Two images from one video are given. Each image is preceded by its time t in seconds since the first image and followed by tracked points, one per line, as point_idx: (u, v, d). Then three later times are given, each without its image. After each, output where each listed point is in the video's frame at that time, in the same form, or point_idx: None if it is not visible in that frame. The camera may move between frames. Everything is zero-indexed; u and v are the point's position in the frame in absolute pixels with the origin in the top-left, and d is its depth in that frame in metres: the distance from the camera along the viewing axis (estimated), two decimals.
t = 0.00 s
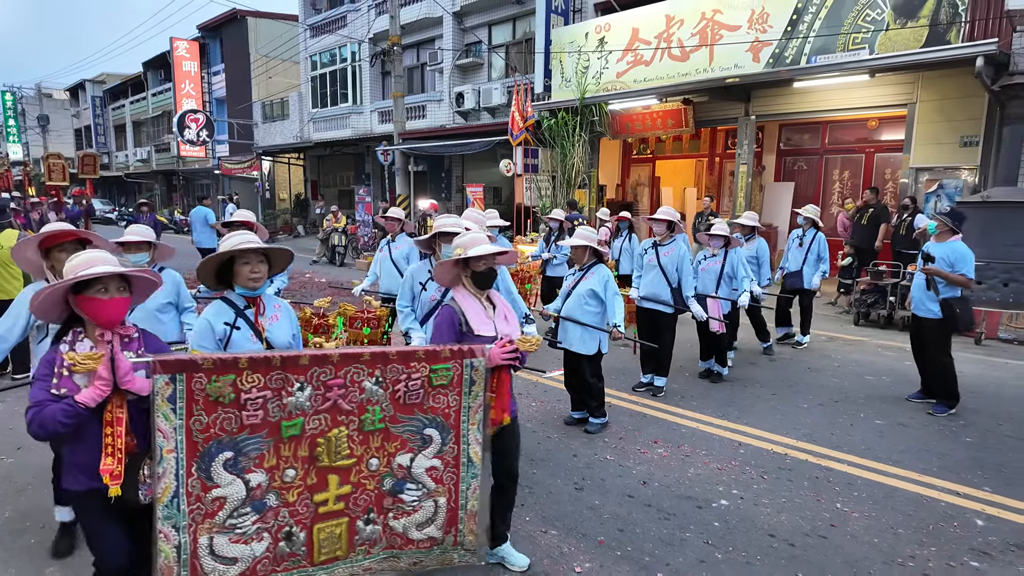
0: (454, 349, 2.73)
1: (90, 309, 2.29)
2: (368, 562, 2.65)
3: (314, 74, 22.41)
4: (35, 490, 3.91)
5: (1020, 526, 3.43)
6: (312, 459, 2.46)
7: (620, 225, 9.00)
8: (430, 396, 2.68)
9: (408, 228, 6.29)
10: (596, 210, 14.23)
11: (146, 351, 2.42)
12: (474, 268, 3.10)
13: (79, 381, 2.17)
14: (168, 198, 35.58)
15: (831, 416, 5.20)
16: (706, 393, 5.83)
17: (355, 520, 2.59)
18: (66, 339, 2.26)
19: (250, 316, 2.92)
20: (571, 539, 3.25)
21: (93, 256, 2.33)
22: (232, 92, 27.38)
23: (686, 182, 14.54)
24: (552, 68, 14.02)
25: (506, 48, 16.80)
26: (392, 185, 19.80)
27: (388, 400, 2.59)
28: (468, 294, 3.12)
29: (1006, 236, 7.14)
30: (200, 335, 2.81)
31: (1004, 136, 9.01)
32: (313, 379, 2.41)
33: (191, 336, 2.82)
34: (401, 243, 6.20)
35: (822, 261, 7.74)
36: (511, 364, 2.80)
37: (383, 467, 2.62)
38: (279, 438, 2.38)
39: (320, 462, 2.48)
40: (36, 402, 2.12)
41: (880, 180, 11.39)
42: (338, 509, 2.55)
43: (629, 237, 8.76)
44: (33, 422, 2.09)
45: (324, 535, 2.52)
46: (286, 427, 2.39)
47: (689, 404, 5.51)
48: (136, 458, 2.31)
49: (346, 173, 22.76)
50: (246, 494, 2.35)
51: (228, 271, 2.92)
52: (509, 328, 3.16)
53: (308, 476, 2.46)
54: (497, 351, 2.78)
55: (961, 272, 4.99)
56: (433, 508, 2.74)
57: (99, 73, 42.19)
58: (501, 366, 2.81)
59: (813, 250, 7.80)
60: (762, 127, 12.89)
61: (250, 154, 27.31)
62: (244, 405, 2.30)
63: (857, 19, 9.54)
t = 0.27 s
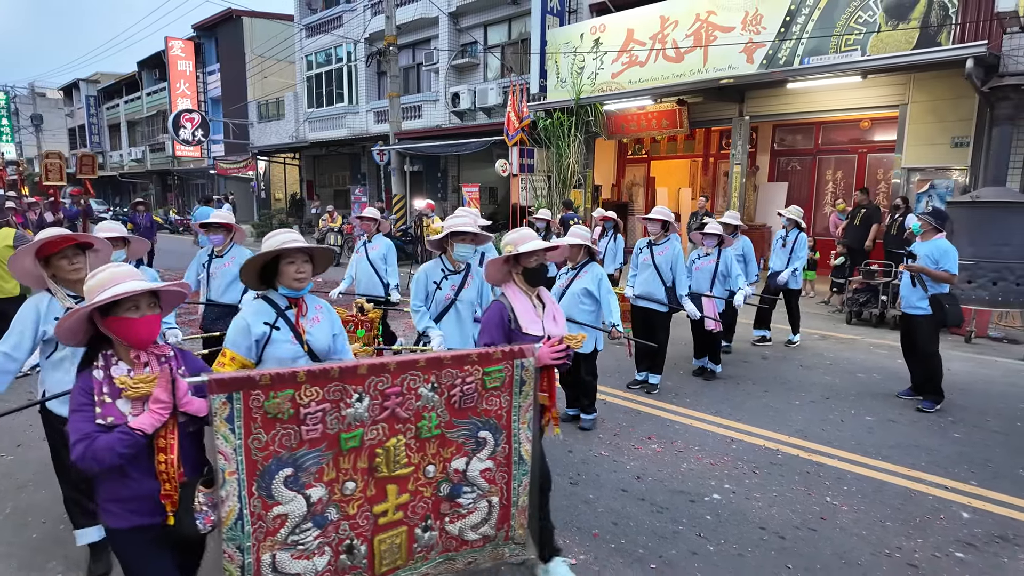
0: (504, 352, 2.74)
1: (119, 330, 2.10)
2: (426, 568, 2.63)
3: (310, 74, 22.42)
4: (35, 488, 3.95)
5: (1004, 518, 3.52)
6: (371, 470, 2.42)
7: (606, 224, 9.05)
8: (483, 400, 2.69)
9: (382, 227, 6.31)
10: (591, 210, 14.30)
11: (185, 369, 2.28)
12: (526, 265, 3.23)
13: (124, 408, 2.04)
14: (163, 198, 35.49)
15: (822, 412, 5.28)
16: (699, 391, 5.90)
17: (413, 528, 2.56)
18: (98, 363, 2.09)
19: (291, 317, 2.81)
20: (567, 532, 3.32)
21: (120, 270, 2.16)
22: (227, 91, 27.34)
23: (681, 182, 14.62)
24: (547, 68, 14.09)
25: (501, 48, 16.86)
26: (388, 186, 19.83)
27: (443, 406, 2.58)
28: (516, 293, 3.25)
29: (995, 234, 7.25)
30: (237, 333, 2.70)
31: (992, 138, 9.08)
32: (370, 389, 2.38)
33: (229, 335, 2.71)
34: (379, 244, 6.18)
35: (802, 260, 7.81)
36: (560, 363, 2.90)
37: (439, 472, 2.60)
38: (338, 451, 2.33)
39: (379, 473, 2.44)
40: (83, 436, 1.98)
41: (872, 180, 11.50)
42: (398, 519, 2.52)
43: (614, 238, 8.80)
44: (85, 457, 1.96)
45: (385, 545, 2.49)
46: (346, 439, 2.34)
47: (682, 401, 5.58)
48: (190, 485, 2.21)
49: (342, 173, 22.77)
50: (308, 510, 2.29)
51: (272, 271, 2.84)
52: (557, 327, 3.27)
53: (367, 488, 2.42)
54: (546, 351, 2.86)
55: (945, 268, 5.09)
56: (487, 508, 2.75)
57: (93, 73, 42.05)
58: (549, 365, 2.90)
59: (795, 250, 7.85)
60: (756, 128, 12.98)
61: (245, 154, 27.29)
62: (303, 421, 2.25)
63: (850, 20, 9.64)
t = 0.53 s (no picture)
0: (566, 356, 2.57)
1: (184, 335, 2.00)
2: None
3: (306, 73, 22.41)
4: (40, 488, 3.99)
5: (996, 514, 3.59)
6: (431, 480, 2.24)
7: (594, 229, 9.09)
8: (542, 407, 2.51)
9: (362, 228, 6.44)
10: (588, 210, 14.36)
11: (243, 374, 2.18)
12: (580, 272, 2.99)
13: (196, 417, 1.95)
14: (157, 197, 35.41)
15: (818, 411, 5.35)
16: (696, 389, 5.97)
17: (467, 539, 2.37)
18: (161, 370, 1.97)
19: (348, 325, 2.71)
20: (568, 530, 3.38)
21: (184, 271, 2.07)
22: (223, 91, 27.30)
23: (676, 182, 14.70)
24: (543, 69, 14.14)
25: (497, 49, 16.91)
26: (384, 185, 19.86)
27: (505, 413, 2.41)
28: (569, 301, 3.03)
29: (988, 234, 7.34)
30: (295, 344, 2.56)
31: (984, 139, 9.23)
32: (437, 396, 2.21)
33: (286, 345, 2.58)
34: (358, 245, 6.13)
35: (785, 260, 7.88)
36: (620, 371, 2.71)
37: (495, 481, 2.42)
38: (401, 460, 2.16)
39: (439, 483, 2.26)
40: (160, 449, 1.85)
41: (866, 181, 11.61)
42: (453, 530, 2.33)
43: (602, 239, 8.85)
44: (163, 472, 1.84)
45: (439, 558, 2.30)
46: (410, 448, 2.18)
47: (679, 400, 5.64)
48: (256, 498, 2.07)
49: (338, 172, 22.78)
50: (367, 521, 2.12)
51: (328, 277, 2.71)
52: (611, 335, 3.06)
53: (426, 498, 2.24)
54: (606, 359, 2.66)
55: (938, 268, 5.17)
56: (537, 519, 2.56)
57: (86, 72, 41.88)
58: (608, 374, 2.71)
59: (778, 250, 7.96)
60: (751, 128, 13.06)
61: (240, 153, 27.25)
62: (370, 428, 2.09)
63: (844, 23, 9.73)
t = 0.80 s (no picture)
0: (632, 367, 2.66)
1: (283, 363, 1.85)
2: None
3: (302, 73, 22.37)
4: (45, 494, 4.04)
5: (994, 511, 3.64)
6: (513, 501, 2.25)
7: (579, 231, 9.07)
8: (615, 418, 2.61)
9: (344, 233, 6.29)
10: (585, 210, 14.40)
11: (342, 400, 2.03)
12: (640, 277, 2.99)
13: (294, 456, 1.79)
14: (152, 197, 35.31)
15: (817, 410, 5.40)
16: (696, 390, 6.01)
17: (547, 559, 2.37)
18: (259, 403, 1.81)
19: (427, 337, 2.69)
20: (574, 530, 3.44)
21: (282, 293, 1.91)
22: (218, 91, 27.23)
23: (673, 183, 14.76)
24: (541, 69, 14.18)
25: (494, 49, 16.93)
26: (381, 186, 19.85)
27: (581, 428, 2.48)
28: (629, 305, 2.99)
29: (983, 235, 7.43)
30: (387, 359, 2.52)
31: (979, 141, 9.35)
32: (518, 415, 2.24)
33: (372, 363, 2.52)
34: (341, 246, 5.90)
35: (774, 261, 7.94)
36: (685, 374, 2.82)
37: (573, 498, 2.46)
38: (486, 484, 2.15)
39: (520, 504, 2.27)
40: (256, 492, 1.72)
41: (862, 182, 11.70)
42: (533, 550, 2.33)
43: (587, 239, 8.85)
44: (260, 517, 1.70)
45: None
46: (495, 471, 2.18)
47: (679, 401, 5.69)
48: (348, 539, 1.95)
49: (334, 172, 22.75)
50: (456, 552, 2.07)
51: (405, 287, 2.66)
52: (668, 340, 3.04)
53: (508, 521, 2.24)
54: (674, 364, 2.77)
55: (937, 269, 5.24)
56: (615, 535, 2.61)
57: (80, 71, 41.69)
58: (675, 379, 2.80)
59: (767, 249, 8.01)
60: (747, 129, 13.13)
61: (236, 153, 27.18)
62: (458, 455, 2.07)
63: (840, 25, 9.80)
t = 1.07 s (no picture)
0: (720, 374, 2.57)
1: (384, 373, 1.77)
2: None
3: (297, 72, 22.28)
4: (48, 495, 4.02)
5: (997, 508, 3.67)
6: (608, 524, 2.13)
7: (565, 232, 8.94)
8: (701, 430, 2.50)
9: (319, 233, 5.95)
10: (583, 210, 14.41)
11: (447, 412, 1.93)
12: (717, 281, 2.93)
13: (400, 473, 1.72)
14: (145, 196, 35.12)
15: (818, 409, 5.42)
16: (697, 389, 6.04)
17: None
18: (363, 413, 1.74)
19: (517, 338, 2.61)
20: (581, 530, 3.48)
21: (380, 294, 1.81)
22: (212, 89, 27.09)
23: (669, 182, 14.80)
24: (538, 69, 14.18)
25: (491, 48, 16.92)
26: (377, 185, 19.80)
27: (669, 442, 2.37)
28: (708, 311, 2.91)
29: (980, 234, 7.48)
30: (478, 361, 2.42)
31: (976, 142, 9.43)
32: (615, 428, 2.15)
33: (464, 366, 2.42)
34: (320, 251, 5.76)
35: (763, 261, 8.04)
36: (767, 386, 2.72)
37: (660, 519, 2.33)
38: (586, 505, 2.06)
39: (613, 527, 2.15)
40: (362, 513, 1.63)
41: (858, 182, 11.76)
42: None
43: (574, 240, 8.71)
44: (365, 544, 1.61)
45: None
46: (594, 490, 2.08)
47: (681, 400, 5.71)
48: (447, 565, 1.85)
49: (329, 171, 22.68)
50: None
51: (494, 285, 2.60)
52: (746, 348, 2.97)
53: (603, 544, 2.12)
54: (757, 373, 2.69)
55: (939, 268, 5.30)
56: (694, 555, 2.48)
57: (72, 69, 41.42)
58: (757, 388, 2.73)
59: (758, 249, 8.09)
60: (744, 129, 13.15)
61: (230, 152, 27.06)
62: (560, 473, 1.99)
63: (838, 25, 9.84)
